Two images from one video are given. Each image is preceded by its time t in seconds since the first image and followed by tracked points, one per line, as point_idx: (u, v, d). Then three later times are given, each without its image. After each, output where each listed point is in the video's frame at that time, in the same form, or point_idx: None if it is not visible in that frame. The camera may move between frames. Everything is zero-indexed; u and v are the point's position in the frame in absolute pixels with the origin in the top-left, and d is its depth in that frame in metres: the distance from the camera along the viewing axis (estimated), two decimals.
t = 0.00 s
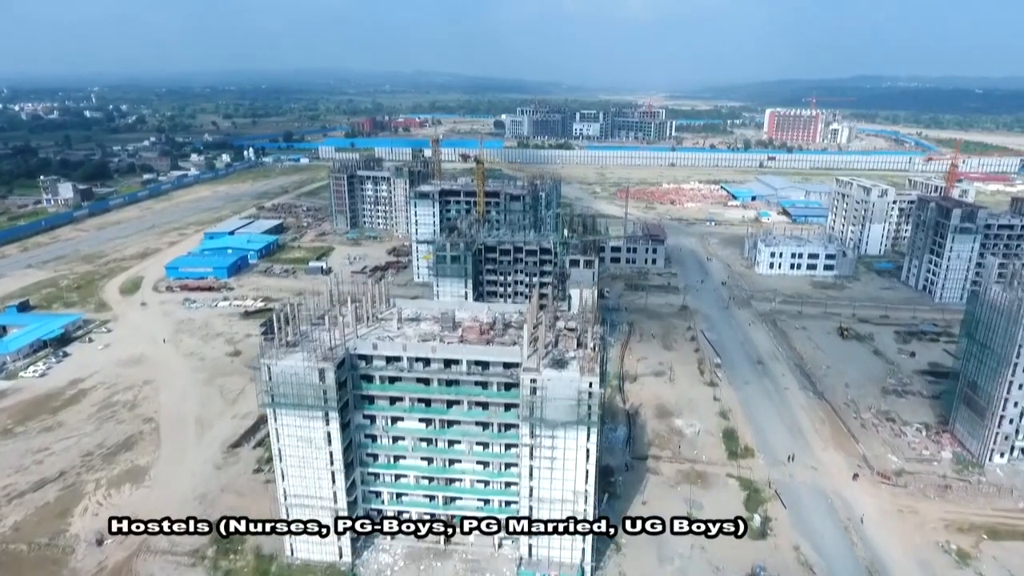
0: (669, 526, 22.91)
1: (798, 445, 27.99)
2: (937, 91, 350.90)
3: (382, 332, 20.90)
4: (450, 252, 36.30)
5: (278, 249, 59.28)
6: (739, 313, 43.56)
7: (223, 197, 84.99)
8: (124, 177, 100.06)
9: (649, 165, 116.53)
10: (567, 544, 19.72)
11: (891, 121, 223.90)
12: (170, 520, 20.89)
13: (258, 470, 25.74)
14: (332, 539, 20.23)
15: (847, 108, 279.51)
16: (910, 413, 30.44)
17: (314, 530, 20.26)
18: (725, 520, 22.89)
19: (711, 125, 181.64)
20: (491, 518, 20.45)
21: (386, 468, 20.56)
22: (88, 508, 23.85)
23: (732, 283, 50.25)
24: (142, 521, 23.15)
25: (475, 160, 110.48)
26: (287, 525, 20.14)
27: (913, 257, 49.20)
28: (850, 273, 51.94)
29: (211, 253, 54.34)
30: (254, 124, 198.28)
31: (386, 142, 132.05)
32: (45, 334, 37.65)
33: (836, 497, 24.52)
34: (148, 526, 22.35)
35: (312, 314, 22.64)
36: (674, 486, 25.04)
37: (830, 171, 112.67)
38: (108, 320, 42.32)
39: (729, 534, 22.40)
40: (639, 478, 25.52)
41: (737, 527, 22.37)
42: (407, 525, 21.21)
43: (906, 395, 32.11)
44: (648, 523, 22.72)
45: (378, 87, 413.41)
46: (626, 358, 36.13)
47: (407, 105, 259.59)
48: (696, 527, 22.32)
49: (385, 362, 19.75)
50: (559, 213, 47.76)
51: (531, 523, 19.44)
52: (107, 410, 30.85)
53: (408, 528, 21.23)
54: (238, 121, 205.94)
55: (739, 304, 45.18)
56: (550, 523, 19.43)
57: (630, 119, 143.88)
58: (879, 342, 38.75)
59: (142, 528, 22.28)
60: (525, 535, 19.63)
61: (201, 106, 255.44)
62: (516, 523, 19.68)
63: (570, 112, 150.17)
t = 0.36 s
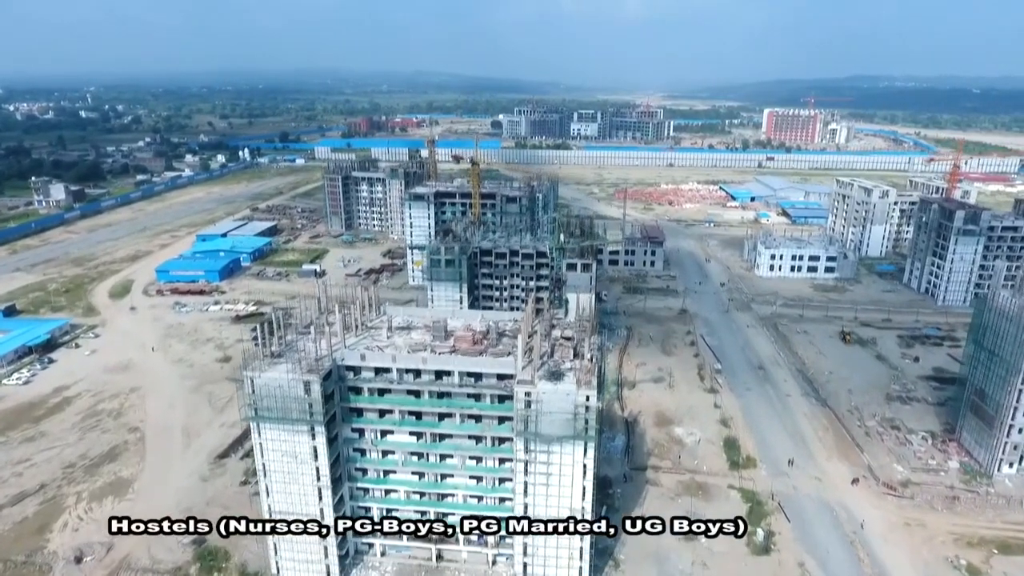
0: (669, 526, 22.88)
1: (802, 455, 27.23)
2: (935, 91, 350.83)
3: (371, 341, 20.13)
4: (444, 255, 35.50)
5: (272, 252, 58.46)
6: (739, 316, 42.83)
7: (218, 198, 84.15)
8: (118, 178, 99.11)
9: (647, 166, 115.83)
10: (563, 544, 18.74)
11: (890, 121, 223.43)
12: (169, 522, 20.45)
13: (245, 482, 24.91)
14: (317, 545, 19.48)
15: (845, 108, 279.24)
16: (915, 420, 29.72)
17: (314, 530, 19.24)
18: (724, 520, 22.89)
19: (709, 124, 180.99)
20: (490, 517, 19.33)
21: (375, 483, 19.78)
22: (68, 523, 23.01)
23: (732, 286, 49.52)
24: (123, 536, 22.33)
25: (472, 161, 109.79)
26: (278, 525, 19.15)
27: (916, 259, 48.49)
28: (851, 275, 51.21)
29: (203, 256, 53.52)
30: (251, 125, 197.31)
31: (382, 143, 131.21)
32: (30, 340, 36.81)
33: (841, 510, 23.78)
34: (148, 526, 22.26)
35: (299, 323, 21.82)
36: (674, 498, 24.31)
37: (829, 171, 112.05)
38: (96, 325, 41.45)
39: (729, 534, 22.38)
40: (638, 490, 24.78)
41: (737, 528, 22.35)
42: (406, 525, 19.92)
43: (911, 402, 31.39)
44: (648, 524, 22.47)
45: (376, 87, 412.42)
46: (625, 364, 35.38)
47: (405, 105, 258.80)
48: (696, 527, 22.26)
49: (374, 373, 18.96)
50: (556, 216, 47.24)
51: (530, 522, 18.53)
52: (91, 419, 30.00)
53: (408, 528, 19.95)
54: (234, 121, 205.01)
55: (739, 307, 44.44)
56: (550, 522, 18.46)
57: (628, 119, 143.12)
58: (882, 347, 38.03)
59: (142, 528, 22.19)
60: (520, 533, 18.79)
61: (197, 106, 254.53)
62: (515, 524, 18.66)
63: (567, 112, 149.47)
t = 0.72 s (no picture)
0: (668, 526, 22.84)
1: (799, 454, 27.21)
2: (932, 91, 351.41)
3: (367, 341, 20.06)
4: (441, 255, 35.39)
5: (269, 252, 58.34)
6: (737, 316, 42.80)
7: (215, 198, 83.97)
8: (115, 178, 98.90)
9: (645, 166, 115.84)
10: (559, 543, 18.71)
11: (887, 121, 223.68)
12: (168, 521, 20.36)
13: (241, 482, 24.82)
14: (313, 545, 19.40)
15: (843, 108, 279.77)
16: (912, 420, 29.73)
17: (314, 530, 19.15)
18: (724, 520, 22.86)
19: (707, 124, 181.06)
20: (490, 517, 19.22)
21: (371, 483, 19.73)
22: (63, 524, 22.93)
23: (730, 286, 49.50)
24: (118, 536, 22.25)
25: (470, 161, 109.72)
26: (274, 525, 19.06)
27: (913, 258, 48.50)
28: (849, 274, 51.22)
29: (200, 256, 53.37)
30: (248, 125, 196.85)
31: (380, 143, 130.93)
32: (26, 340, 36.72)
33: (838, 509, 23.76)
34: (148, 526, 22.19)
35: (294, 323, 21.77)
36: (671, 497, 24.29)
37: (827, 171, 112.15)
38: (92, 325, 41.32)
39: (729, 534, 22.32)
40: (635, 489, 24.76)
41: (737, 527, 22.29)
42: (407, 525, 19.92)
43: (908, 402, 31.40)
44: (649, 524, 22.47)
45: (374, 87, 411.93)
46: (622, 364, 35.37)
47: (403, 105, 258.50)
48: (696, 527, 22.24)
49: (369, 373, 18.92)
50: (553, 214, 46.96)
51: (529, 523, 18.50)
52: (87, 420, 29.91)
53: (408, 528, 19.84)
54: (232, 121, 204.77)
55: (737, 307, 44.42)
56: (550, 522, 18.38)
57: (626, 119, 143.21)
58: (879, 346, 38.03)
59: (142, 528, 22.12)
60: (515, 533, 18.66)
61: (195, 106, 254.13)
62: (515, 523, 18.50)
63: (565, 112, 149.48)
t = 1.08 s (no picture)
0: (668, 526, 22.76)
1: (798, 452, 27.26)
2: (929, 92, 352.09)
3: (365, 339, 20.07)
4: (439, 254, 35.36)
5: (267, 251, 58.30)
6: (735, 315, 42.85)
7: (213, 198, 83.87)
8: (112, 178, 98.73)
9: (644, 165, 115.92)
10: (557, 542, 18.73)
11: (885, 121, 223.91)
12: (167, 521, 20.31)
13: (239, 481, 24.82)
14: (311, 543, 19.39)
15: (840, 108, 280.25)
16: (910, 417, 29.79)
17: (314, 530, 19.15)
18: (724, 520, 22.79)
19: (705, 124, 181.19)
20: (490, 517, 19.22)
21: (369, 481, 19.74)
22: (60, 523, 22.89)
23: (728, 285, 49.57)
24: (116, 535, 22.22)
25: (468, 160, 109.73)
26: (273, 524, 19.15)
27: (911, 257, 48.59)
28: (846, 273, 51.27)
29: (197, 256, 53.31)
30: (246, 124, 196.58)
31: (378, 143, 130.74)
32: (23, 339, 36.66)
33: (836, 507, 23.82)
34: (148, 526, 22.10)
35: (292, 321, 21.79)
36: (669, 495, 24.33)
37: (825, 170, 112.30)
38: (89, 325, 41.25)
39: (729, 534, 22.26)
40: (633, 487, 24.78)
41: (737, 527, 22.22)
42: (407, 525, 19.79)
43: (906, 400, 31.47)
44: (649, 523, 22.39)
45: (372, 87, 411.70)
46: (620, 362, 35.40)
47: (401, 104, 258.56)
48: (696, 527, 22.17)
49: (368, 371, 18.93)
50: (552, 213, 46.86)
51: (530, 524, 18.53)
52: (85, 418, 29.87)
53: (408, 528, 19.80)
54: (229, 121, 204.60)
55: (735, 306, 44.46)
56: (550, 521, 18.42)
57: (624, 119, 143.35)
58: (877, 345, 38.11)
59: (142, 528, 22.02)
60: (514, 533, 18.70)
61: (193, 106, 254.01)
62: (516, 523, 18.53)
63: (563, 112, 149.56)
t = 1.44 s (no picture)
0: (668, 526, 22.67)
1: (796, 451, 27.29)
2: (927, 92, 352.53)
3: (364, 337, 20.03)
4: (438, 252, 35.27)
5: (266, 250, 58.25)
6: (734, 314, 42.87)
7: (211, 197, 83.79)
8: (111, 177, 98.60)
9: (642, 165, 115.98)
10: (556, 540, 18.72)
11: (883, 121, 224.09)
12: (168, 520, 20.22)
13: (238, 480, 24.81)
14: (310, 542, 19.37)
15: (839, 108, 280.78)
16: (908, 416, 29.83)
17: (314, 529, 19.14)
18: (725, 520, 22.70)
19: (703, 124, 181.21)
20: (490, 517, 19.19)
21: (369, 479, 19.73)
22: (58, 522, 22.83)
23: (727, 285, 49.62)
24: (115, 534, 22.17)
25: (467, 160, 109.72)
26: (272, 524, 19.06)
27: (909, 257, 48.66)
28: (845, 273, 51.35)
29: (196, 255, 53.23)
30: (244, 124, 196.22)
31: (377, 142, 130.51)
32: (21, 338, 36.56)
33: (835, 505, 23.83)
34: (148, 526, 22.01)
35: (291, 320, 21.74)
36: (669, 494, 24.33)
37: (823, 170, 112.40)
38: (87, 324, 41.18)
39: (729, 534, 22.19)
40: (633, 486, 24.77)
41: (737, 528, 22.11)
42: (407, 525, 19.72)
43: (904, 398, 31.53)
44: (649, 524, 22.28)
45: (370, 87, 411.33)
46: (619, 361, 35.42)
47: (400, 104, 258.23)
48: (696, 527, 22.10)
49: (367, 369, 18.90)
50: (551, 212, 46.53)
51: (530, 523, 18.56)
52: (83, 418, 29.80)
53: (408, 527, 19.76)
54: (227, 120, 204.25)
55: (734, 305, 44.50)
56: (550, 521, 18.43)
57: (623, 119, 143.39)
58: (876, 344, 38.16)
59: (143, 528, 21.93)
60: (513, 532, 18.70)
61: (191, 106, 253.68)
62: (516, 523, 18.51)
63: (562, 112, 149.60)
